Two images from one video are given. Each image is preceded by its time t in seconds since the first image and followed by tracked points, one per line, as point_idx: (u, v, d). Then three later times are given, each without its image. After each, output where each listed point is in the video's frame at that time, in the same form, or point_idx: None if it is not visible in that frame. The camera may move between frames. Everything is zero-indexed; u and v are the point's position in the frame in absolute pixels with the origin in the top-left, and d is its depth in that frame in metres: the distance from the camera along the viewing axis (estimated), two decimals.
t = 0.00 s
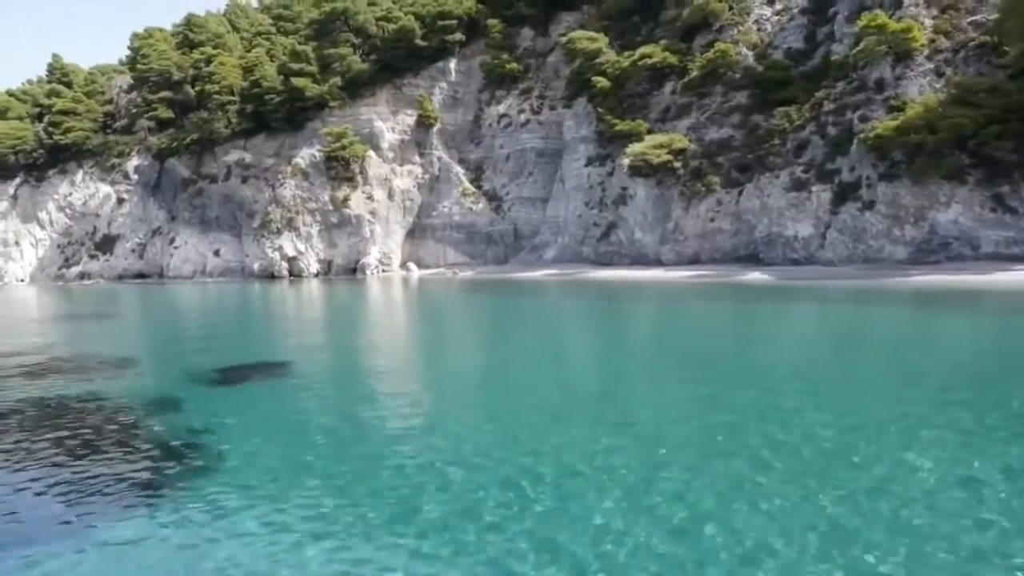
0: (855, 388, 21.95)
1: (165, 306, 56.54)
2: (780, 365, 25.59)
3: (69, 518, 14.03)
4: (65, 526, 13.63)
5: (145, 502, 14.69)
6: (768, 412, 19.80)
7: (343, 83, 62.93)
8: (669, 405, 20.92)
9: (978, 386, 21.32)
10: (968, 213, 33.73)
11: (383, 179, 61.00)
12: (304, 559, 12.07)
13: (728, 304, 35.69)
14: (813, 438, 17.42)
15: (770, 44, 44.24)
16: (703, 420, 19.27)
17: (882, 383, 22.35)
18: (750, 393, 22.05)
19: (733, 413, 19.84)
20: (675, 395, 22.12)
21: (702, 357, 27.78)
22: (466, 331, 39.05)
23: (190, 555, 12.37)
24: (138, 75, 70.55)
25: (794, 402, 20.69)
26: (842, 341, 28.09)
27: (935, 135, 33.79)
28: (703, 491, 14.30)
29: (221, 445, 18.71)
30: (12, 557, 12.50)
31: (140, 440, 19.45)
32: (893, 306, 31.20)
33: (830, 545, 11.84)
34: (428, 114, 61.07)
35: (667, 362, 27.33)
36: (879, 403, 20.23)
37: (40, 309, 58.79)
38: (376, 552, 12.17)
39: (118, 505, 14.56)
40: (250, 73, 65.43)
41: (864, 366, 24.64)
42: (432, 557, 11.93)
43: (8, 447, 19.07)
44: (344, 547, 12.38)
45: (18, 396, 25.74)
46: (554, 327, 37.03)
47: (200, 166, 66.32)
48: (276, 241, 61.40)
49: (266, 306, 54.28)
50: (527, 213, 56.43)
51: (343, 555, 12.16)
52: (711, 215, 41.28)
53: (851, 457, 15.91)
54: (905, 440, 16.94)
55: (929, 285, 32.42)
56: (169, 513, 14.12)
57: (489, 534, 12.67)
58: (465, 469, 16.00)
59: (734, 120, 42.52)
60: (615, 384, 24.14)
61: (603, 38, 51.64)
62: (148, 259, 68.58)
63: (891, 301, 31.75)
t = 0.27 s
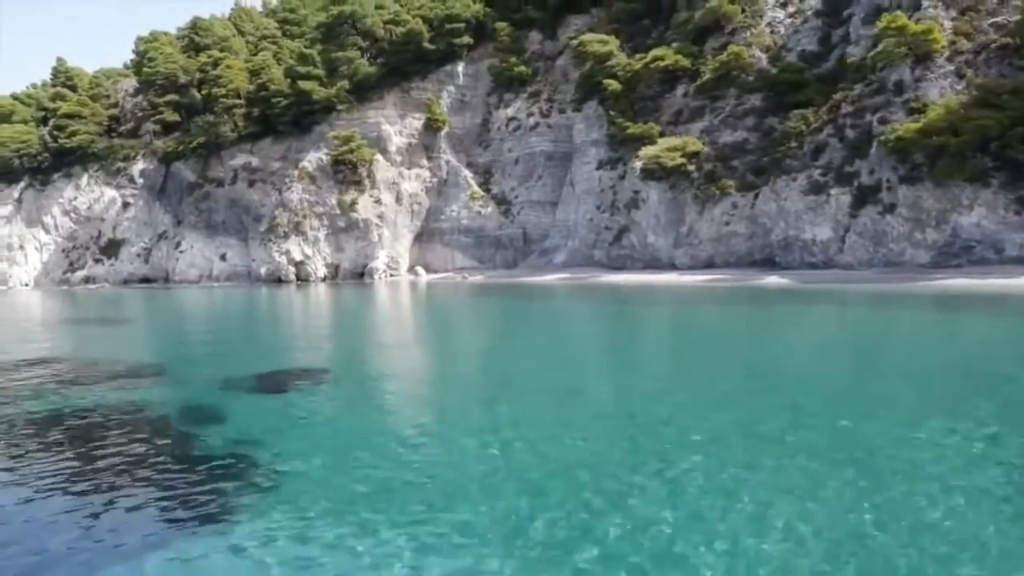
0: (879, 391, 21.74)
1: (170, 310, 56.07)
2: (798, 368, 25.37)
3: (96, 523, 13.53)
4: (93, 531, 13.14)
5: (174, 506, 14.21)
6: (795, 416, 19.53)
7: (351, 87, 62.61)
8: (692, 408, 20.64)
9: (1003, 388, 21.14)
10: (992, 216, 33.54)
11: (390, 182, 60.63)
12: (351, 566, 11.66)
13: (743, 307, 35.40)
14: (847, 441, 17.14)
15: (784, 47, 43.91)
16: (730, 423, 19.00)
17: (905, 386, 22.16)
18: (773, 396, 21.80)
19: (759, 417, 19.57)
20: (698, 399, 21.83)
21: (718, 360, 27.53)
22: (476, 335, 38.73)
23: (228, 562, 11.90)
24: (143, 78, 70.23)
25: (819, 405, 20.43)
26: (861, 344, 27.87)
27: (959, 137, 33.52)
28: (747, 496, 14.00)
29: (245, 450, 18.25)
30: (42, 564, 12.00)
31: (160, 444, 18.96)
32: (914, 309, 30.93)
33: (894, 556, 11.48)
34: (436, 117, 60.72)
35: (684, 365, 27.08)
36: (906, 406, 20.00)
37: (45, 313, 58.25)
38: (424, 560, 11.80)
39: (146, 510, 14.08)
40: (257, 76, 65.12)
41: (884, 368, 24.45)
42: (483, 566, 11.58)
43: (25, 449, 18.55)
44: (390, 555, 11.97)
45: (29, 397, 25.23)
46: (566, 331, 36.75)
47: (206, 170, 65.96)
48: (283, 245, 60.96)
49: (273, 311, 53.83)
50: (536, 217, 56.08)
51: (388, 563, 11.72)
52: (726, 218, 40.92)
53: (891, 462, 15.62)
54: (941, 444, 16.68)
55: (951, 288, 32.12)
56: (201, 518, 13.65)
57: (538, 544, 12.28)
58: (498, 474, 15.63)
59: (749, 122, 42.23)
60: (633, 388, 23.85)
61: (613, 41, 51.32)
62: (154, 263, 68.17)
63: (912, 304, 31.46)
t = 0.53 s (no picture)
0: (893, 392, 21.56)
1: (175, 311, 55.70)
2: (809, 369, 25.20)
3: (120, 527, 13.08)
4: (117, 535, 12.70)
5: (199, 510, 13.78)
6: (810, 417, 19.34)
7: (357, 87, 62.28)
8: (707, 409, 20.41)
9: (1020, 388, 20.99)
10: (1012, 216, 33.24)
11: (397, 183, 60.32)
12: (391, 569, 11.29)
13: (755, 308, 35.12)
14: (871, 442, 16.90)
15: (796, 46, 43.56)
16: (753, 424, 18.74)
17: (917, 387, 22.03)
18: (791, 397, 21.58)
19: (776, 417, 19.36)
20: (710, 399, 21.65)
21: (727, 361, 27.33)
22: (483, 336, 38.48)
23: (261, 566, 11.48)
24: (148, 79, 69.92)
25: (834, 406, 20.25)
26: (875, 344, 27.65)
27: (980, 137, 33.24)
28: (783, 497, 13.70)
29: (265, 452, 17.88)
30: (65, 571, 11.56)
31: (178, 446, 18.53)
32: (932, 309, 30.62)
33: (939, 558, 11.19)
34: (442, 118, 60.34)
35: (697, 366, 26.84)
36: (921, 406, 19.84)
37: (50, 315, 57.93)
38: (464, 563, 11.46)
39: (171, 514, 13.66)
40: (263, 76, 64.79)
41: (900, 368, 24.26)
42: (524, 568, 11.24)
43: (40, 453, 18.13)
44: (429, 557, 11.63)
45: (39, 399, 24.82)
46: (575, 332, 36.49)
47: (212, 170, 65.63)
48: (289, 246, 60.59)
49: (279, 312, 53.50)
50: (544, 218, 55.72)
51: (425, 569, 11.31)
52: (739, 219, 40.58)
53: (924, 463, 15.35)
54: (970, 445, 16.44)
55: (969, 289, 31.80)
56: (227, 522, 13.23)
57: (576, 547, 11.92)
58: (522, 476, 15.34)
59: (761, 122, 41.92)
60: (643, 389, 23.64)
61: (622, 40, 50.90)
62: (159, 264, 67.85)
63: (930, 304, 31.18)
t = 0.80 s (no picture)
0: (913, 391, 21.31)
1: (181, 311, 55.32)
2: (824, 368, 24.96)
3: (155, 535, 12.68)
4: (153, 543, 12.29)
5: (234, 517, 13.39)
6: (833, 417, 19.07)
7: (364, 85, 61.87)
8: (727, 409, 20.12)
9: None
10: None
11: (405, 182, 59.96)
12: None
13: (771, 308, 34.79)
14: (900, 442, 16.62)
15: (811, 44, 43.20)
16: (783, 424, 18.46)
17: (937, 386, 21.80)
18: (816, 396, 21.33)
19: (799, 418, 19.08)
20: (729, 399, 21.34)
21: (740, 361, 27.06)
22: (491, 336, 38.14)
23: (306, 574, 11.06)
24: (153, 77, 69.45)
25: (856, 406, 19.98)
26: (894, 343, 27.40)
27: (1005, 134, 32.96)
28: (830, 498, 13.38)
29: (293, 456, 17.49)
30: None
31: (204, 450, 18.13)
32: (954, 309, 30.29)
33: (997, 562, 10.85)
34: (451, 116, 59.92)
35: (716, 365, 26.58)
36: (949, 406, 19.60)
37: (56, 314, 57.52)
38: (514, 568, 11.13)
39: (206, 521, 13.26)
40: (270, 74, 64.36)
41: (921, 367, 24.06)
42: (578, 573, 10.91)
43: (63, 457, 17.72)
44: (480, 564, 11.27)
45: (54, 401, 24.42)
46: (587, 331, 36.20)
47: (218, 169, 65.20)
48: (297, 245, 60.18)
49: (286, 312, 53.12)
50: (554, 217, 55.33)
51: None
52: (755, 218, 40.23)
53: (966, 464, 15.06)
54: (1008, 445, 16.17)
55: (991, 288, 31.46)
56: (265, 526, 12.86)
57: (623, 553, 11.55)
58: (551, 477, 15.01)
59: (777, 120, 41.58)
60: (659, 389, 23.34)
61: (633, 38, 50.54)
62: (165, 264, 67.44)
63: (952, 304, 30.81)
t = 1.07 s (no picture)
0: (931, 391, 21.10)
1: (186, 311, 54.88)
2: (838, 368, 24.73)
3: (189, 535, 12.23)
4: (188, 544, 11.84)
5: (268, 515, 12.94)
6: (854, 418, 18.82)
7: (372, 83, 61.48)
8: (745, 410, 19.83)
9: None
10: None
11: (413, 181, 59.58)
12: None
13: (787, 308, 34.45)
14: (934, 444, 16.38)
15: (826, 41, 42.81)
16: (811, 425, 18.22)
17: (959, 385, 21.63)
18: (838, 396, 21.14)
19: (820, 419, 18.81)
20: (745, 399, 21.07)
21: (752, 360, 26.81)
22: (499, 335, 37.84)
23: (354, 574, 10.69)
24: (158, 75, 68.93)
25: (876, 407, 19.74)
26: (913, 342, 27.21)
27: None
28: (878, 502, 13.08)
29: (320, 454, 17.06)
30: None
31: (226, 447, 17.66)
32: (975, 308, 29.98)
33: None
34: (459, 114, 59.47)
35: (732, 364, 26.35)
36: (975, 405, 19.41)
37: (61, 314, 57.12)
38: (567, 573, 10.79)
39: (240, 520, 12.79)
40: (277, 72, 63.93)
41: (940, 366, 23.91)
42: None
43: (83, 454, 17.27)
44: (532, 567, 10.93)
45: (68, 398, 23.98)
46: (598, 331, 35.91)
47: (224, 168, 64.78)
48: (304, 244, 59.77)
49: (293, 311, 52.71)
50: (564, 216, 54.93)
51: None
52: (771, 217, 39.88)
53: (1008, 465, 14.81)
54: None
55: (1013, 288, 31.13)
56: (301, 525, 12.49)
57: (672, 558, 11.19)
58: (579, 479, 14.69)
59: (793, 118, 41.20)
60: (672, 388, 23.07)
61: (645, 36, 50.15)
62: (170, 263, 67.03)
63: (974, 303, 30.46)
